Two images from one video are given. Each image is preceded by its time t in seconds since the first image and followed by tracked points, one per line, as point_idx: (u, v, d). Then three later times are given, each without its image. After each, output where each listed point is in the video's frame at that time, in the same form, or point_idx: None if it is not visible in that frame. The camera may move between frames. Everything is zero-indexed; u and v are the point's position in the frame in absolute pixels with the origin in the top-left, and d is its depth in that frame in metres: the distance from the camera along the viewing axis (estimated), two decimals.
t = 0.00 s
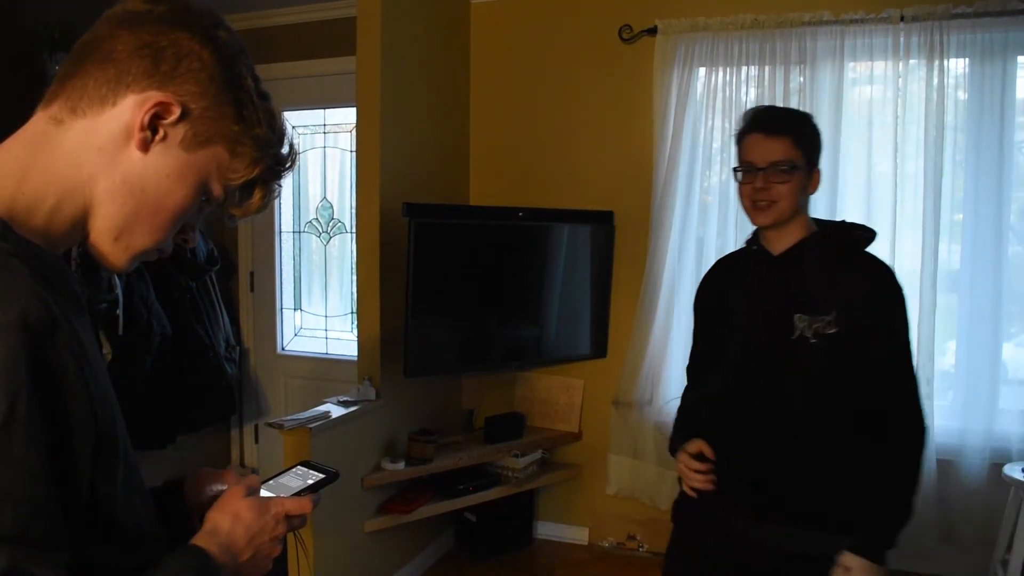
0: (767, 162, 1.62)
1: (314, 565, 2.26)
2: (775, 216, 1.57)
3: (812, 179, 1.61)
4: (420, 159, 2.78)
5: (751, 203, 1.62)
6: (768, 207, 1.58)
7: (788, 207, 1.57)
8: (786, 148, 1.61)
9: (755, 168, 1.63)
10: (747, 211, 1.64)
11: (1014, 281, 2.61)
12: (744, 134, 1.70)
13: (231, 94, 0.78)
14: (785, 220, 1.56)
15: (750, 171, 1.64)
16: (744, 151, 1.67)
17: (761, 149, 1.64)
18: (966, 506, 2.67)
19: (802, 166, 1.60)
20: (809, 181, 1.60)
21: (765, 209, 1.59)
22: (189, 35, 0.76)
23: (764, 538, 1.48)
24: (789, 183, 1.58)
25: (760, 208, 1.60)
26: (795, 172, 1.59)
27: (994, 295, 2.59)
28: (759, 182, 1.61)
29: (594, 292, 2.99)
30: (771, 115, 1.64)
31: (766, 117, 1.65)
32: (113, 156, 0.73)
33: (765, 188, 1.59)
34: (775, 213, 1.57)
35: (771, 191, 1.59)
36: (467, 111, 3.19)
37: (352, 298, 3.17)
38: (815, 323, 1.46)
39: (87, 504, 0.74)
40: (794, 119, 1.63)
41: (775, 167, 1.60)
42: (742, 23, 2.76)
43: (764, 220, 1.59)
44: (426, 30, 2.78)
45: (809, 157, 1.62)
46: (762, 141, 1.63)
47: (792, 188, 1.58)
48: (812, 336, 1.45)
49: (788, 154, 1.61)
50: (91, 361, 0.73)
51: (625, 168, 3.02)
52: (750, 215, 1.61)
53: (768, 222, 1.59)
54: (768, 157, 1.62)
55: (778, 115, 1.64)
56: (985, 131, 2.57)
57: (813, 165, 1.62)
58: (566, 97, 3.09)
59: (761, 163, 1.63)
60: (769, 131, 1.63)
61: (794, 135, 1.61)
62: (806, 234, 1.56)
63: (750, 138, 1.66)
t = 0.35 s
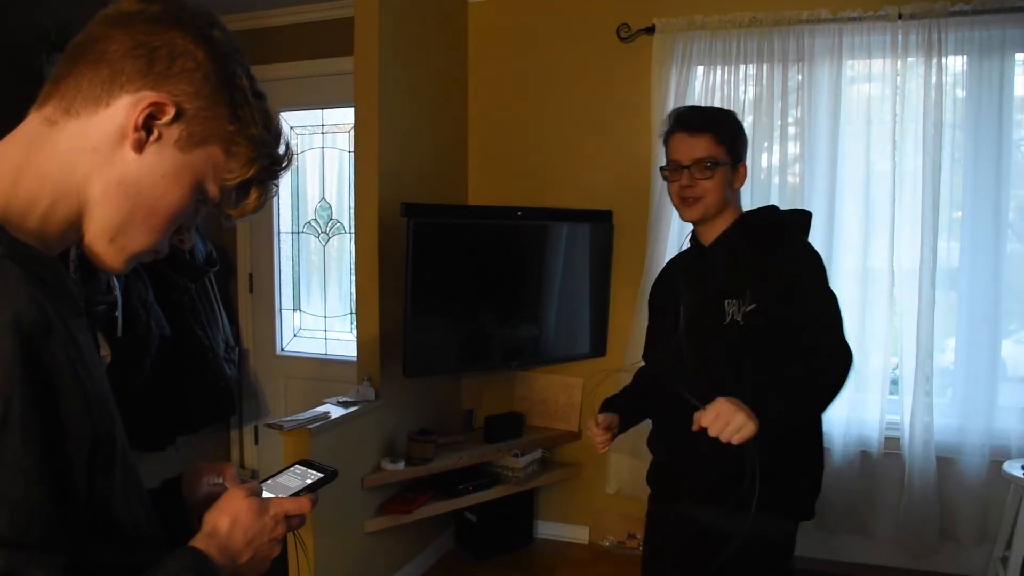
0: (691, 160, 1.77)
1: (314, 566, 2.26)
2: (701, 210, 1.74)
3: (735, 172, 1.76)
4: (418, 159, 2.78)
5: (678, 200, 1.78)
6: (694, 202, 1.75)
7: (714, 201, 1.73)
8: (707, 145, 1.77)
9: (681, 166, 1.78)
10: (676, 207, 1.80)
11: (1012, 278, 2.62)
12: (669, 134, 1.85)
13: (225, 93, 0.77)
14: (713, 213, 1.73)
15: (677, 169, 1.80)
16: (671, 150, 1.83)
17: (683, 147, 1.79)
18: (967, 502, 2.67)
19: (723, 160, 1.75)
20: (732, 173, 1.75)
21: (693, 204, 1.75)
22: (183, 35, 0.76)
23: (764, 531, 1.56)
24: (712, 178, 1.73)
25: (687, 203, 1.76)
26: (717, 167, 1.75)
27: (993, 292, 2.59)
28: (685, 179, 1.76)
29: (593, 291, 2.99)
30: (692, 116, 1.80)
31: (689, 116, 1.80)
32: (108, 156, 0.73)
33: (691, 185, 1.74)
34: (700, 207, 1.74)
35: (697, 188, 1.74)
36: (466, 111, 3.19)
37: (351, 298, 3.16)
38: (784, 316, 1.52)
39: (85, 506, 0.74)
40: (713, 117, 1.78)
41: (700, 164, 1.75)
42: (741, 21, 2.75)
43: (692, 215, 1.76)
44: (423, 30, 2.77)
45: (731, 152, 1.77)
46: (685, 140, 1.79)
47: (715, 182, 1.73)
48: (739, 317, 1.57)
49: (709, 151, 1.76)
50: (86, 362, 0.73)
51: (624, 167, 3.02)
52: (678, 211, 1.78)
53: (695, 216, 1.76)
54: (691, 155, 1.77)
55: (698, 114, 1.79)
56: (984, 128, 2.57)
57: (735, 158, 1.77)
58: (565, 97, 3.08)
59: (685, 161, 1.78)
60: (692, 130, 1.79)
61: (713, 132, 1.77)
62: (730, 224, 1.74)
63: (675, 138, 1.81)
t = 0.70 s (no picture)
0: (679, 154, 1.76)
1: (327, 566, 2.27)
2: (690, 206, 1.73)
3: (726, 165, 1.74)
4: (423, 159, 2.78)
5: (667, 196, 1.78)
6: (682, 198, 1.75)
7: (703, 196, 1.72)
8: (694, 138, 1.75)
9: (669, 161, 1.78)
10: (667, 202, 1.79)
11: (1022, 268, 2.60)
12: (658, 127, 1.84)
13: (231, 96, 0.78)
14: (702, 208, 1.72)
15: (665, 164, 1.79)
16: (660, 144, 1.82)
17: (671, 141, 1.78)
18: (980, 494, 2.66)
19: (712, 153, 1.74)
20: (722, 166, 1.73)
21: (682, 199, 1.75)
22: (188, 39, 0.76)
23: (776, 525, 1.56)
24: (699, 172, 1.72)
25: (675, 199, 1.76)
26: (705, 161, 1.73)
27: (1002, 282, 2.58)
28: (673, 174, 1.76)
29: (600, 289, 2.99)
30: (679, 108, 1.78)
31: (676, 109, 1.79)
32: (117, 161, 0.74)
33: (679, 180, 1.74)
34: (688, 203, 1.73)
35: (686, 183, 1.74)
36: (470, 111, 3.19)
37: (358, 300, 3.17)
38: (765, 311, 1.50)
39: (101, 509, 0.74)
40: (701, 108, 1.76)
41: (688, 158, 1.74)
42: (743, 16, 2.75)
43: (681, 211, 1.75)
44: (426, 31, 2.78)
45: (721, 143, 1.75)
46: (673, 134, 1.78)
47: (703, 177, 1.72)
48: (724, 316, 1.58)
49: (697, 144, 1.75)
50: (100, 366, 0.74)
51: (629, 163, 3.02)
52: (668, 207, 1.78)
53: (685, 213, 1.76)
54: (678, 149, 1.77)
55: (686, 107, 1.78)
56: (990, 118, 2.56)
57: (726, 149, 1.75)
58: (568, 95, 3.08)
59: (673, 155, 1.77)
60: (680, 123, 1.77)
61: (702, 125, 1.75)
62: (720, 219, 1.73)
63: (663, 132, 1.81)
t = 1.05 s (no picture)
0: (701, 148, 1.73)
1: (344, 563, 2.28)
2: (711, 204, 1.70)
3: (751, 162, 1.71)
4: (439, 158, 2.78)
5: (687, 192, 1.74)
6: (703, 195, 1.71)
7: (725, 195, 1.69)
8: (718, 133, 1.72)
9: (690, 154, 1.74)
10: (685, 199, 1.75)
11: None
12: (680, 120, 1.81)
13: (252, 95, 0.78)
14: (723, 208, 1.69)
15: (687, 158, 1.76)
16: (680, 137, 1.79)
17: (693, 135, 1.75)
18: (999, 494, 2.62)
19: (736, 149, 1.71)
20: (746, 162, 1.70)
21: (702, 197, 1.71)
22: (210, 38, 0.76)
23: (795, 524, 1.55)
24: (722, 169, 1.69)
25: (695, 196, 1.72)
26: (728, 157, 1.70)
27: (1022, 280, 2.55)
28: (694, 169, 1.72)
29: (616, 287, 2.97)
30: (703, 100, 1.75)
31: (700, 100, 1.75)
32: (141, 160, 0.74)
33: (701, 177, 1.70)
34: (709, 200, 1.70)
35: (706, 179, 1.70)
36: (483, 109, 3.18)
37: (374, 298, 3.18)
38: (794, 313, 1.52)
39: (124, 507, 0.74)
40: (727, 100, 1.73)
41: (710, 153, 1.71)
42: (760, 12, 2.72)
43: (701, 209, 1.71)
44: (441, 30, 2.78)
45: (746, 139, 1.71)
46: (696, 127, 1.74)
47: (725, 174, 1.69)
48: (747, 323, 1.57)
49: (720, 139, 1.71)
50: (122, 364, 0.74)
51: (643, 161, 3.00)
52: (688, 204, 1.74)
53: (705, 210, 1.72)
54: (700, 143, 1.73)
55: (711, 98, 1.74)
56: (1010, 114, 2.52)
57: (751, 146, 1.72)
58: (582, 93, 3.07)
59: (695, 149, 1.74)
60: (703, 115, 1.74)
61: (726, 118, 1.72)
62: (742, 218, 1.69)
63: (685, 124, 1.77)
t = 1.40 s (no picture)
0: (710, 151, 1.60)
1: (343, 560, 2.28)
2: (721, 211, 1.56)
3: (764, 166, 1.58)
4: (440, 156, 2.79)
5: (695, 198, 1.61)
6: (713, 202, 1.57)
7: (735, 200, 1.55)
8: (728, 134, 1.59)
9: (697, 158, 1.61)
10: (693, 205, 1.62)
11: None
12: (687, 121, 1.68)
13: (255, 93, 0.78)
14: (734, 214, 1.55)
15: (695, 162, 1.62)
16: (687, 139, 1.66)
17: (701, 137, 1.62)
18: (999, 495, 2.62)
19: (748, 153, 1.57)
20: (759, 167, 1.57)
21: (711, 203, 1.58)
22: (213, 36, 0.76)
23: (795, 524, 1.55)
24: (733, 173, 1.56)
25: (704, 202, 1.59)
26: (739, 160, 1.57)
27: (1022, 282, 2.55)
28: (702, 174, 1.59)
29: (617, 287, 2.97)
30: (712, 99, 1.61)
31: (709, 99, 1.62)
32: (144, 157, 0.74)
33: (710, 181, 1.56)
34: (719, 206, 1.56)
35: (716, 184, 1.56)
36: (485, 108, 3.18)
37: (375, 296, 3.18)
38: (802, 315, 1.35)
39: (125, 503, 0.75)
40: (739, 99, 1.59)
41: (720, 157, 1.58)
42: (762, 12, 2.72)
43: (710, 216, 1.58)
44: (443, 28, 2.78)
45: (758, 141, 1.58)
46: (704, 128, 1.61)
47: (736, 179, 1.55)
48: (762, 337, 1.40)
49: (731, 141, 1.58)
50: (125, 361, 0.74)
51: (645, 161, 3.00)
52: (695, 211, 1.61)
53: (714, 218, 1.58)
54: (709, 145, 1.60)
55: (721, 97, 1.60)
56: (1012, 116, 2.52)
57: (763, 149, 1.58)
58: (584, 92, 3.07)
59: (703, 152, 1.61)
60: (712, 115, 1.61)
61: (737, 118, 1.58)
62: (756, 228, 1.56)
63: (693, 125, 1.64)
